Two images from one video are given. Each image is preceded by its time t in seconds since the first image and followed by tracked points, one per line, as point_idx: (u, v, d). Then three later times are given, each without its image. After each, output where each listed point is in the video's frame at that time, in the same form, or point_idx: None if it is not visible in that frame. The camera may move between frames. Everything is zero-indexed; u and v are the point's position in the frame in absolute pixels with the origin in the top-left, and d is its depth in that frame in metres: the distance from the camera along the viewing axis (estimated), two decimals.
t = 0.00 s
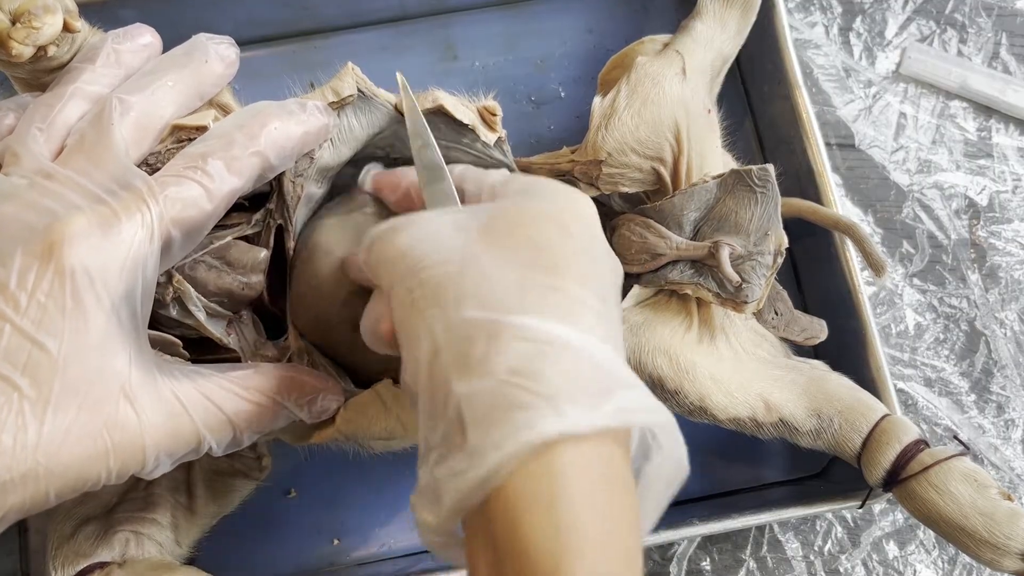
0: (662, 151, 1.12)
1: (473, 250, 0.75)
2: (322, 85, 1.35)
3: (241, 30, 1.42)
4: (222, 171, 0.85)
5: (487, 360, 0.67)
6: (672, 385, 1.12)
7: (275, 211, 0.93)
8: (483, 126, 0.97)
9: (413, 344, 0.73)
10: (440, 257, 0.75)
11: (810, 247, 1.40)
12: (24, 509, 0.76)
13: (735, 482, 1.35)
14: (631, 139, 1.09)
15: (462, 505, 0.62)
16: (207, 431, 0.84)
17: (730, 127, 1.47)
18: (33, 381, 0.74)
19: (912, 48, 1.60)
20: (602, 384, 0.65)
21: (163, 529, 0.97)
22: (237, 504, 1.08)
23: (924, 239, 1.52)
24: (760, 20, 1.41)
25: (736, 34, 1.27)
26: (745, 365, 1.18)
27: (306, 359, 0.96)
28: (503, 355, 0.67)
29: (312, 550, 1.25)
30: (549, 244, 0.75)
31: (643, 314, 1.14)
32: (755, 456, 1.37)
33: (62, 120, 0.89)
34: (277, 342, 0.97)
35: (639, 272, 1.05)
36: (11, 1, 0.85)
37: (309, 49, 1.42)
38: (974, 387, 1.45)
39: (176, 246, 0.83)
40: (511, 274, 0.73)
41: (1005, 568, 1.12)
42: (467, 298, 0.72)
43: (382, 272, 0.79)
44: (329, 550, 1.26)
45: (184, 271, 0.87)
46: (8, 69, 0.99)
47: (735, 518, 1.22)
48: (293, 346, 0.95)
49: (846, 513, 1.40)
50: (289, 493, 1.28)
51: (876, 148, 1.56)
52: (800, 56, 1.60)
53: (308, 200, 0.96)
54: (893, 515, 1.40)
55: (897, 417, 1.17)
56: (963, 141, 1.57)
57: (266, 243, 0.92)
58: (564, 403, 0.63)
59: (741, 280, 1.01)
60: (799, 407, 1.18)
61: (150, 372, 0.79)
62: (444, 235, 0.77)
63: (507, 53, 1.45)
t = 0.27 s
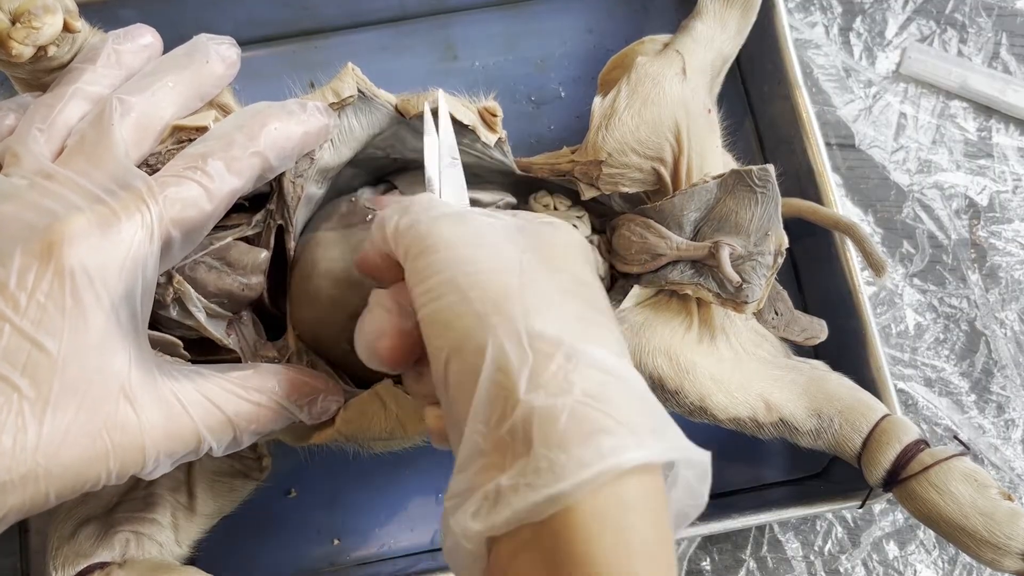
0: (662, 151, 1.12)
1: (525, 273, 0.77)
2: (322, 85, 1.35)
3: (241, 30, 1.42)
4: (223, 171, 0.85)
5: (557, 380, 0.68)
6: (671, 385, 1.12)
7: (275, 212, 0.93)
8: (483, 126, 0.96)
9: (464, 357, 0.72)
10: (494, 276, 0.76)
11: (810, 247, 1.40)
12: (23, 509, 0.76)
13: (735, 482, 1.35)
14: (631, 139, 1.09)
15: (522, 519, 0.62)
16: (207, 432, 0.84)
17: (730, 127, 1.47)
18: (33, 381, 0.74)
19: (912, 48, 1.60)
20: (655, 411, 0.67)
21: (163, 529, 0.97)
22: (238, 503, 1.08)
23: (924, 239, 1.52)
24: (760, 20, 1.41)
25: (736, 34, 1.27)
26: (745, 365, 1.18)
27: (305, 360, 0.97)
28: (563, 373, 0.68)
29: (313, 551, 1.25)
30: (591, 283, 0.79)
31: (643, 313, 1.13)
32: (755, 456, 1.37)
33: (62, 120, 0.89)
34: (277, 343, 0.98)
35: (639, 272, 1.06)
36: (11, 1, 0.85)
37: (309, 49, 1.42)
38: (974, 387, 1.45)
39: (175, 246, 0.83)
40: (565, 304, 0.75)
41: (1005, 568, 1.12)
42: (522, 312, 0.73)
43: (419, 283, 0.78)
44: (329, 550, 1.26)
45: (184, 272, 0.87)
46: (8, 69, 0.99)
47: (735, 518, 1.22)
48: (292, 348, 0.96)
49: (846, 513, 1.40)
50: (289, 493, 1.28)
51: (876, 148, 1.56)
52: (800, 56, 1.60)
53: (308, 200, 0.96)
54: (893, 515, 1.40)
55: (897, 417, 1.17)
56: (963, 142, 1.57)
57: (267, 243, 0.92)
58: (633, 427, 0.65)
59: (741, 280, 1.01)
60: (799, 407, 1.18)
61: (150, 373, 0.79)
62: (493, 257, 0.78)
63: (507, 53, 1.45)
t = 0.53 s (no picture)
0: (662, 151, 1.12)
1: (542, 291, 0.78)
2: (322, 85, 1.35)
3: (241, 30, 1.42)
4: (223, 171, 0.85)
5: (580, 398, 0.70)
6: (672, 385, 1.12)
7: (275, 211, 0.93)
8: (483, 126, 0.96)
9: (487, 378, 0.74)
10: (512, 297, 0.78)
11: (810, 248, 1.40)
12: (23, 509, 0.76)
13: (735, 482, 1.35)
14: (631, 139, 1.09)
15: (549, 533, 0.64)
16: (207, 431, 0.84)
17: (730, 127, 1.47)
18: (33, 382, 0.74)
19: (912, 48, 1.60)
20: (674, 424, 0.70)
21: (163, 529, 0.97)
22: (238, 503, 1.08)
23: (924, 239, 1.52)
24: (760, 20, 1.42)
25: (736, 34, 1.27)
26: (745, 365, 1.18)
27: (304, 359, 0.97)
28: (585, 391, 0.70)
29: (313, 551, 1.26)
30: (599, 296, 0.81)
31: (643, 313, 1.13)
32: (755, 457, 1.37)
33: (62, 120, 0.89)
34: (277, 342, 0.98)
35: (639, 272, 1.06)
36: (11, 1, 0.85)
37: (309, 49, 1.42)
38: (974, 387, 1.45)
39: (175, 247, 0.83)
40: (583, 323, 0.76)
41: (1005, 568, 1.12)
42: (541, 331, 0.74)
43: (438, 306, 0.79)
44: (330, 550, 1.26)
45: (184, 272, 0.86)
46: (8, 70, 0.99)
47: (735, 518, 1.22)
48: (293, 346, 0.96)
49: (846, 513, 1.40)
50: (290, 493, 1.28)
51: (876, 148, 1.57)
52: (800, 56, 1.60)
53: (308, 200, 0.97)
54: (893, 515, 1.40)
55: (897, 417, 1.17)
56: (963, 141, 1.57)
57: (267, 243, 0.92)
58: (659, 442, 0.66)
59: (741, 280, 1.01)
60: (799, 406, 1.18)
61: (150, 373, 0.79)
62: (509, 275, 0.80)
63: (507, 53, 1.45)
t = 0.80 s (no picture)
0: (662, 151, 1.12)
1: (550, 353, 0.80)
2: (322, 86, 1.35)
3: (241, 30, 1.42)
4: (223, 172, 0.85)
5: (586, 471, 0.73)
6: (672, 385, 1.11)
7: (275, 215, 0.93)
8: (484, 128, 0.96)
9: (495, 442, 0.77)
10: (521, 360, 0.79)
11: (810, 248, 1.40)
12: (24, 510, 0.76)
13: (735, 482, 1.35)
14: (631, 139, 1.09)
15: None
16: (208, 433, 0.84)
17: (730, 127, 1.47)
18: (33, 384, 0.74)
19: (912, 48, 1.60)
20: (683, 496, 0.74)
21: (162, 530, 0.97)
22: (238, 503, 1.09)
23: (923, 239, 1.52)
24: (759, 20, 1.42)
25: (736, 34, 1.27)
26: (746, 365, 1.18)
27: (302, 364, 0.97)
28: (593, 465, 0.73)
29: (313, 551, 1.26)
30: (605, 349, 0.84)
31: (643, 313, 1.12)
32: (755, 457, 1.37)
33: (62, 122, 0.89)
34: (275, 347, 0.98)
35: (639, 272, 1.07)
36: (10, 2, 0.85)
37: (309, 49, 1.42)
38: (974, 387, 1.45)
39: (175, 248, 0.83)
40: (593, 386, 0.79)
41: (1005, 568, 1.12)
42: (552, 400, 0.77)
43: (451, 365, 0.81)
44: (330, 550, 1.26)
45: (183, 276, 0.86)
46: (8, 70, 0.98)
47: (735, 517, 1.22)
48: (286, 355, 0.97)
49: (846, 513, 1.40)
50: (290, 493, 1.28)
51: (876, 148, 1.57)
52: (800, 56, 1.60)
53: (308, 204, 0.96)
54: (893, 514, 1.40)
55: (897, 417, 1.18)
56: (963, 141, 1.57)
57: (266, 248, 0.92)
58: (667, 519, 0.71)
59: (741, 280, 1.01)
60: (799, 407, 1.18)
61: (150, 375, 0.79)
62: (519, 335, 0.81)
63: (507, 53, 1.45)
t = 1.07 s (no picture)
0: (662, 151, 1.12)
1: (512, 352, 0.79)
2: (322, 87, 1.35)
3: (240, 30, 1.42)
4: (226, 180, 0.85)
5: (539, 472, 0.72)
6: (672, 385, 1.12)
7: (276, 219, 0.92)
8: (486, 131, 0.96)
9: (456, 447, 0.76)
10: (482, 361, 0.78)
11: (810, 248, 1.40)
12: (22, 508, 0.77)
13: (735, 482, 1.35)
14: (632, 139, 1.09)
15: None
16: (202, 426, 0.84)
17: (730, 127, 1.47)
18: (30, 381, 0.74)
19: (912, 48, 1.60)
20: (657, 489, 0.72)
21: (162, 530, 0.97)
22: (238, 503, 1.09)
23: (923, 239, 1.52)
24: (760, 20, 1.42)
25: (736, 34, 1.27)
26: (745, 365, 1.18)
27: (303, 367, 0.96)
28: (555, 466, 0.72)
29: (313, 551, 1.26)
30: (579, 336, 0.81)
31: (643, 313, 1.13)
32: (755, 456, 1.37)
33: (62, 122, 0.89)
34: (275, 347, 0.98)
35: (639, 272, 1.06)
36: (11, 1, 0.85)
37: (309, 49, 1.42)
38: (974, 387, 1.45)
39: (174, 250, 0.83)
40: (554, 381, 0.77)
41: (1005, 568, 1.12)
42: (513, 402, 0.76)
43: (413, 368, 0.80)
44: (330, 550, 1.26)
45: (184, 279, 0.87)
46: (9, 70, 0.98)
47: (736, 517, 1.22)
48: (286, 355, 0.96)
49: (846, 513, 1.40)
50: (290, 493, 1.28)
51: (876, 148, 1.57)
52: (800, 56, 1.60)
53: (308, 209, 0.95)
54: (893, 514, 1.40)
55: (897, 417, 1.18)
56: (963, 141, 1.57)
57: (267, 251, 0.92)
58: (623, 519, 0.69)
59: (741, 280, 1.01)
60: (799, 407, 1.18)
61: (145, 370, 0.80)
62: (480, 334, 0.80)
63: (507, 53, 1.45)
